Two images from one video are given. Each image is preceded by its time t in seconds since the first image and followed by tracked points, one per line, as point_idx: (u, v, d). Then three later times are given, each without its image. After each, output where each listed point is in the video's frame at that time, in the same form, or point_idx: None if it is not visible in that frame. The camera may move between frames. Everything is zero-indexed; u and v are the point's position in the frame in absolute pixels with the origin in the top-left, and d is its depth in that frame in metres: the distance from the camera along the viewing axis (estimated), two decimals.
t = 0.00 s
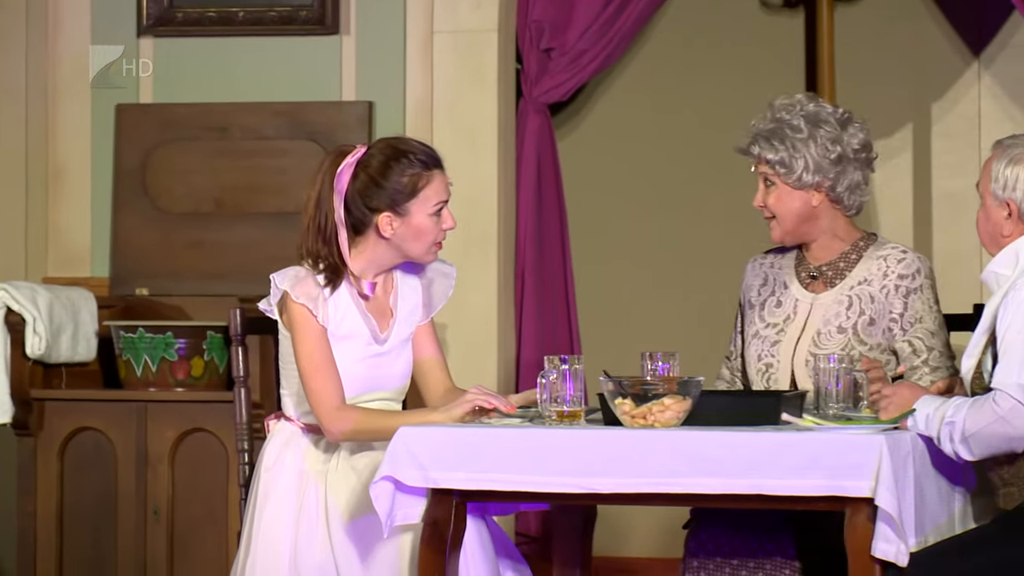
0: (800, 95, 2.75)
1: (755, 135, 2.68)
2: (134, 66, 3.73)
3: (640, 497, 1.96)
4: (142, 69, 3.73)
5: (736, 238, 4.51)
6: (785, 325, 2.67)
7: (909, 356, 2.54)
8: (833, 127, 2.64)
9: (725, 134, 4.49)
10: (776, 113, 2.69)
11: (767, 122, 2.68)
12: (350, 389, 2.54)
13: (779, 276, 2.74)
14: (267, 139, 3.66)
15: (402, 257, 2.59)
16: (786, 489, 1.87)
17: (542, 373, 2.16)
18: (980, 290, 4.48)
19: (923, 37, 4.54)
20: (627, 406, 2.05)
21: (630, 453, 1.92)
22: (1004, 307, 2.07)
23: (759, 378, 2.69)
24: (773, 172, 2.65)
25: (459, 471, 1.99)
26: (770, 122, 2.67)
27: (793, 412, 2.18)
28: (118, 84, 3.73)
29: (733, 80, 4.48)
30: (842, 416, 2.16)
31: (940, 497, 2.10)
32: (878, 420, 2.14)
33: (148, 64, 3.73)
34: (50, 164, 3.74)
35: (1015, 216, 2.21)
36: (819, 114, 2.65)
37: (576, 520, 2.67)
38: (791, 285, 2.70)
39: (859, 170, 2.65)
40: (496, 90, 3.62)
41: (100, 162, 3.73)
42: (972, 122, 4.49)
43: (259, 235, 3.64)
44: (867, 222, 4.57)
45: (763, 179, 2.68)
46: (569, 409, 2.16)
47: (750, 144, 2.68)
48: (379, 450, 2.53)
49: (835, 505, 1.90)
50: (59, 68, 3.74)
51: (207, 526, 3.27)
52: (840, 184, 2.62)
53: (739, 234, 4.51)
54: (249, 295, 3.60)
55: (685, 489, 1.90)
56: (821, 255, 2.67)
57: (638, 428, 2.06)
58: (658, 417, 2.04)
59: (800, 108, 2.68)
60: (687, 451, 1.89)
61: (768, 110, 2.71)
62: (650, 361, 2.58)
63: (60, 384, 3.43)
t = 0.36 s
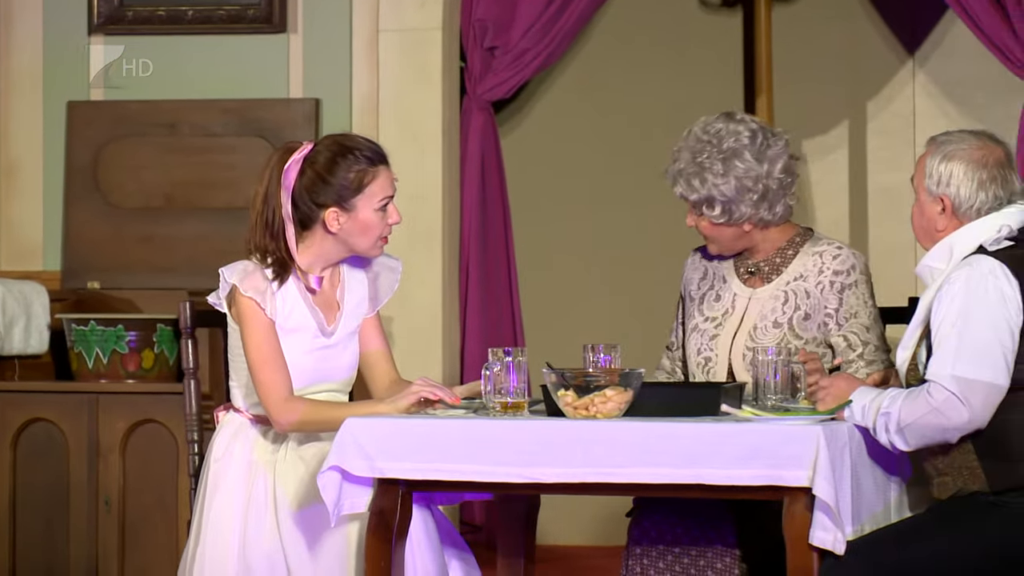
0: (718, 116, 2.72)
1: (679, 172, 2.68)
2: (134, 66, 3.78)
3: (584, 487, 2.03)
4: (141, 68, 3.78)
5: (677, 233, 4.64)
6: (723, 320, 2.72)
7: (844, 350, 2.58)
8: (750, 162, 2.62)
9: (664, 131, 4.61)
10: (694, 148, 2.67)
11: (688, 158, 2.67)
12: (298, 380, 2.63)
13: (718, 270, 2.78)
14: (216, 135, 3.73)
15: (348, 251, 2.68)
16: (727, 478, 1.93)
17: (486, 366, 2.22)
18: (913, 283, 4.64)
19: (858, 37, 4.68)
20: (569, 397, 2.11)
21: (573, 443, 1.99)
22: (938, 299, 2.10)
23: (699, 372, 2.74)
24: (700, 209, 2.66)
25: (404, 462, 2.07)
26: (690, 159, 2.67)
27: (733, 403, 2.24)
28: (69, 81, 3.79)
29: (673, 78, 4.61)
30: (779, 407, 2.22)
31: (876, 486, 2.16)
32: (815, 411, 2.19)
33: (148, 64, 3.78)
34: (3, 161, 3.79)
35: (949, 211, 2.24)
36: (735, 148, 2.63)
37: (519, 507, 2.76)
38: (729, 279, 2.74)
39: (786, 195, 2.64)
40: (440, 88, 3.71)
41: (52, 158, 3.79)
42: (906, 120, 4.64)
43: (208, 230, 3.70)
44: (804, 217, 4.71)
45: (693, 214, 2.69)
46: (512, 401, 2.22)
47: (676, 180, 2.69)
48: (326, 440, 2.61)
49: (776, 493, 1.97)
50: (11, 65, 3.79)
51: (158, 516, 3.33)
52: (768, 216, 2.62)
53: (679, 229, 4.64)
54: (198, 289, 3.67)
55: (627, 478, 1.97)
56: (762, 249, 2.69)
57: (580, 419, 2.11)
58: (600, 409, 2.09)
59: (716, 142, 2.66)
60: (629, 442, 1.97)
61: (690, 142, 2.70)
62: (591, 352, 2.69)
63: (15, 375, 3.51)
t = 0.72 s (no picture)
0: (657, 120, 2.79)
1: (617, 175, 2.76)
2: (134, 66, 3.86)
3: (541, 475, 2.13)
4: (142, 69, 3.86)
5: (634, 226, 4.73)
6: (671, 327, 2.81)
7: (789, 353, 2.69)
8: (687, 168, 2.69)
9: (622, 126, 4.72)
10: (633, 153, 2.74)
11: (627, 162, 2.74)
12: (263, 370, 2.71)
13: (661, 274, 2.89)
14: (182, 130, 3.81)
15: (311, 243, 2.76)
16: (683, 466, 2.02)
17: (448, 357, 2.30)
18: (865, 275, 4.76)
19: (811, 33, 4.79)
20: (530, 387, 2.18)
21: (529, 429, 2.08)
22: (891, 289, 2.17)
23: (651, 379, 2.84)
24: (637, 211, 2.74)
25: (368, 450, 2.15)
26: (629, 163, 2.74)
27: (689, 393, 2.31)
28: (38, 77, 3.88)
29: (630, 75, 4.71)
30: (735, 397, 2.29)
31: (829, 474, 2.23)
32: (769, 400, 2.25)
33: (148, 64, 3.86)
34: None
35: (901, 204, 2.31)
36: (673, 154, 2.70)
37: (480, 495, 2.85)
38: (672, 285, 2.85)
39: (722, 200, 2.72)
40: (402, 84, 3.78)
41: (21, 153, 3.86)
42: (858, 116, 4.76)
43: (172, 223, 3.78)
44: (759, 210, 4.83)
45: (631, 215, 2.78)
46: (473, 390, 2.30)
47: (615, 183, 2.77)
48: (289, 429, 2.68)
49: (732, 481, 2.06)
50: None
51: (125, 504, 3.41)
52: (704, 220, 2.71)
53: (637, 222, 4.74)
54: (163, 280, 3.75)
55: (585, 466, 2.06)
56: (703, 256, 2.80)
57: (540, 408, 2.19)
58: (559, 396, 2.16)
59: (655, 147, 2.73)
60: (589, 429, 2.05)
61: (629, 147, 2.77)
62: (551, 342, 2.74)
63: None
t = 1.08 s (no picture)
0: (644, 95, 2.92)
1: (604, 141, 2.87)
2: (134, 67, 3.94)
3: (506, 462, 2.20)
4: (142, 69, 3.94)
5: (600, 217, 4.84)
6: (639, 313, 2.91)
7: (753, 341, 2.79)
8: (676, 137, 2.82)
9: (588, 120, 4.82)
10: (623, 121, 2.86)
11: (616, 129, 2.86)
12: (235, 358, 2.77)
13: (630, 261, 2.98)
14: (156, 123, 3.88)
15: (282, 234, 2.83)
16: (649, 452, 2.11)
17: (417, 344, 2.39)
18: (826, 264, 4.88)
19: (773, 29, 4.90)
20: (497, 375, 2.24)
21: (496, 415, 2.15)
22: (852, 279, 2.26)
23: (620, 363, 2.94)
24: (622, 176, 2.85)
25: (339, 437, 2.22)
26: (618, 130, 2.86)
27: (654, 379, 2.39)
28: (14, 70, 3.96)
29: (596, 69, 4.80)
30: (699, 383, 2.38)
31: (791, 460, 2.33)
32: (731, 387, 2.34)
33: (148, 64, 3.93)
34: None
35: (862, 195, 2.40)
36: (663, 123, 2.83)
37: (448, 482, 2.91)
38: (641, 273, 2.93)
39: (704, 174, 2.87)
40: (372, 78, 3.86)
41: None
42: (819, 108, 4.88)
43: (147, 213, 3.87)
44: (722, 201, 4.94)
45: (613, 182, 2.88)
46: (442, 377, 2.39)
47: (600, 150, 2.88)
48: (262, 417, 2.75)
49: (696, 467, 2.15)
50: None
51: (101, 488, 3.49)
52: (686, 192, 2.83)
53: (603, 213, 4.83)
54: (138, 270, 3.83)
55: (551, 452, 2.14)
56: (672, 243, 2.91)
57: (507, 395, 2.25)
58: (526, 385, 2.23)
59: (644, 116, 2.86)
60: (554, 416, 2.13)
61: (614, 118, 2.89)
62: (518, 331, 2.82)
63: None
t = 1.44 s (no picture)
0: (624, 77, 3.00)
1: (642, 113, 2.90)
2: (134, 66, 4.01)
3: (484, 449, 2.19)
4: (142, 68, 4.01)
5: (572, 210, 4.93)
6: (621, 289, 2.95)
7: (731, 312, 2.88)
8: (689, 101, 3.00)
9: (560, 115, 4.91)
10: (647, 92, 2.92)
11: (643, 99, 2.91)
12: (216, 348, 2.83)
13: (604, 240, 3.02)
14: (136, 118, 3.98)
15: (258, 224, 2.89)
16: (621, 441, 2.10)
17: (392, 336, 2.45)
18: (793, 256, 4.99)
19: (741, 25, 5.00)
20: (471, 364, 2.29)
21: (470, 405, 2.15)
22: (819, 271, 2.28)
23: (601, 337, 2.97)
24: (669, 145, 2.91)
25: (315, 425, 2.21)
26: (645, 99, 2.91)
27: (625, 369, 2.45)
28: None
29: (569, 65, 4.89)
30: (669, 373, 2.45)
31: (758, 448, 2.36)
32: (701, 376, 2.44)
33: (148, 64, 4.01)
34: None
35: (830, 188, 2.44)
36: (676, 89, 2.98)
37: (423, 470, 2.98)
38: (618, 250, 2.98)
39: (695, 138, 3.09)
40: (348, 75, 3.96)
41: None
42: (787, 104, 4.98)
43: (128, 206, 4.01)
44: (692, 194, 5.04)
45: (654, 155, 2.90)
46: (417, 367, 2.45)
47: (637, 123, 2.90)
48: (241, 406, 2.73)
49: (665, 455, 2.15)
50: None
51: (84, 477, 3.57)
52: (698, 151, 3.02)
53: (574, 206, 4.93)
54: (118, 262, 3.98)
55: (527, 441, 2.12)
56: (651, 225, 2.97)
57: (481, 384, 2.29)
58: (500, 373, 2.27)
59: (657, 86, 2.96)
60: (522, 404, 2.12)
61: (628, 99, 2.92)
62: (492, 322, 2.88)
63: None
